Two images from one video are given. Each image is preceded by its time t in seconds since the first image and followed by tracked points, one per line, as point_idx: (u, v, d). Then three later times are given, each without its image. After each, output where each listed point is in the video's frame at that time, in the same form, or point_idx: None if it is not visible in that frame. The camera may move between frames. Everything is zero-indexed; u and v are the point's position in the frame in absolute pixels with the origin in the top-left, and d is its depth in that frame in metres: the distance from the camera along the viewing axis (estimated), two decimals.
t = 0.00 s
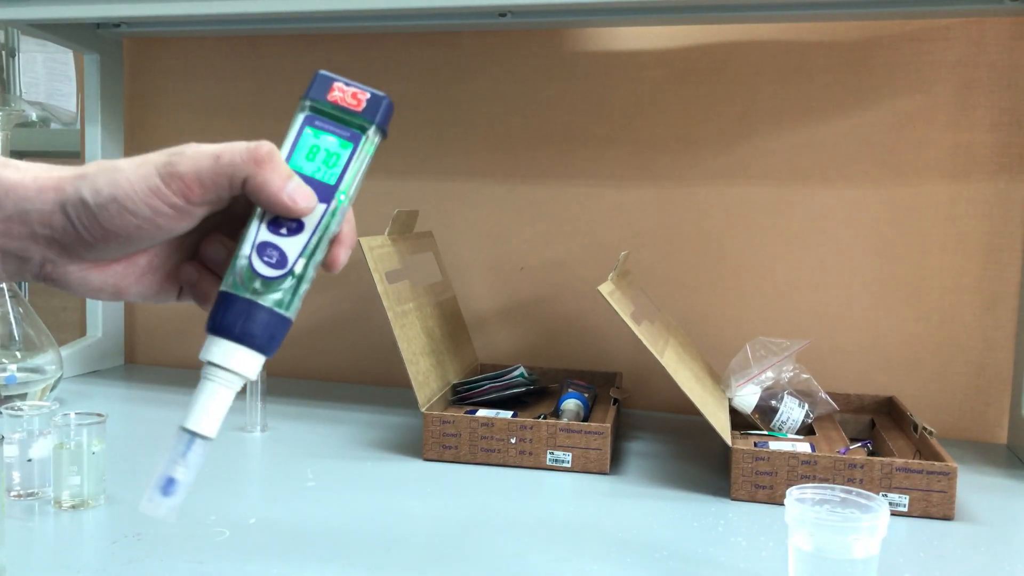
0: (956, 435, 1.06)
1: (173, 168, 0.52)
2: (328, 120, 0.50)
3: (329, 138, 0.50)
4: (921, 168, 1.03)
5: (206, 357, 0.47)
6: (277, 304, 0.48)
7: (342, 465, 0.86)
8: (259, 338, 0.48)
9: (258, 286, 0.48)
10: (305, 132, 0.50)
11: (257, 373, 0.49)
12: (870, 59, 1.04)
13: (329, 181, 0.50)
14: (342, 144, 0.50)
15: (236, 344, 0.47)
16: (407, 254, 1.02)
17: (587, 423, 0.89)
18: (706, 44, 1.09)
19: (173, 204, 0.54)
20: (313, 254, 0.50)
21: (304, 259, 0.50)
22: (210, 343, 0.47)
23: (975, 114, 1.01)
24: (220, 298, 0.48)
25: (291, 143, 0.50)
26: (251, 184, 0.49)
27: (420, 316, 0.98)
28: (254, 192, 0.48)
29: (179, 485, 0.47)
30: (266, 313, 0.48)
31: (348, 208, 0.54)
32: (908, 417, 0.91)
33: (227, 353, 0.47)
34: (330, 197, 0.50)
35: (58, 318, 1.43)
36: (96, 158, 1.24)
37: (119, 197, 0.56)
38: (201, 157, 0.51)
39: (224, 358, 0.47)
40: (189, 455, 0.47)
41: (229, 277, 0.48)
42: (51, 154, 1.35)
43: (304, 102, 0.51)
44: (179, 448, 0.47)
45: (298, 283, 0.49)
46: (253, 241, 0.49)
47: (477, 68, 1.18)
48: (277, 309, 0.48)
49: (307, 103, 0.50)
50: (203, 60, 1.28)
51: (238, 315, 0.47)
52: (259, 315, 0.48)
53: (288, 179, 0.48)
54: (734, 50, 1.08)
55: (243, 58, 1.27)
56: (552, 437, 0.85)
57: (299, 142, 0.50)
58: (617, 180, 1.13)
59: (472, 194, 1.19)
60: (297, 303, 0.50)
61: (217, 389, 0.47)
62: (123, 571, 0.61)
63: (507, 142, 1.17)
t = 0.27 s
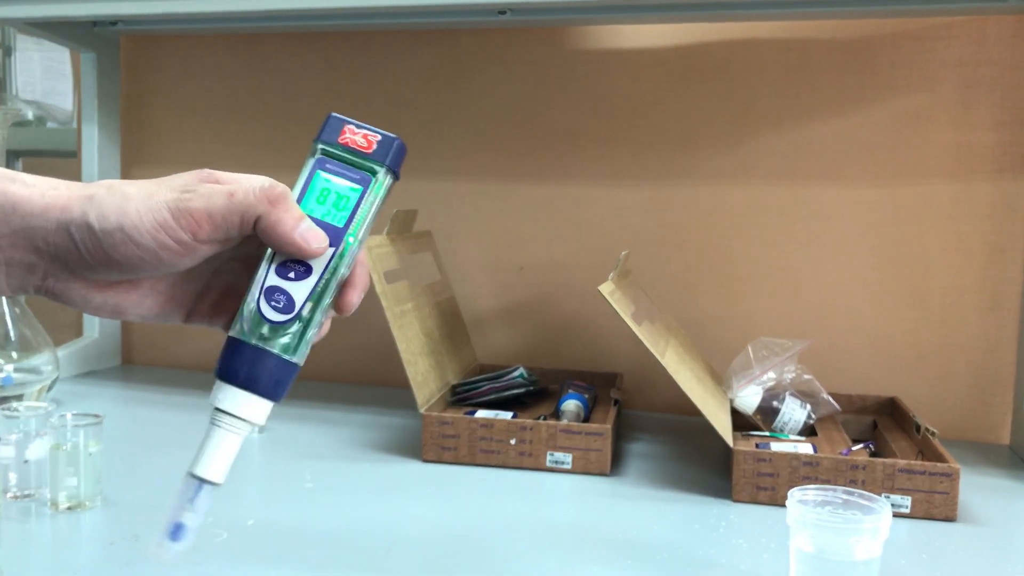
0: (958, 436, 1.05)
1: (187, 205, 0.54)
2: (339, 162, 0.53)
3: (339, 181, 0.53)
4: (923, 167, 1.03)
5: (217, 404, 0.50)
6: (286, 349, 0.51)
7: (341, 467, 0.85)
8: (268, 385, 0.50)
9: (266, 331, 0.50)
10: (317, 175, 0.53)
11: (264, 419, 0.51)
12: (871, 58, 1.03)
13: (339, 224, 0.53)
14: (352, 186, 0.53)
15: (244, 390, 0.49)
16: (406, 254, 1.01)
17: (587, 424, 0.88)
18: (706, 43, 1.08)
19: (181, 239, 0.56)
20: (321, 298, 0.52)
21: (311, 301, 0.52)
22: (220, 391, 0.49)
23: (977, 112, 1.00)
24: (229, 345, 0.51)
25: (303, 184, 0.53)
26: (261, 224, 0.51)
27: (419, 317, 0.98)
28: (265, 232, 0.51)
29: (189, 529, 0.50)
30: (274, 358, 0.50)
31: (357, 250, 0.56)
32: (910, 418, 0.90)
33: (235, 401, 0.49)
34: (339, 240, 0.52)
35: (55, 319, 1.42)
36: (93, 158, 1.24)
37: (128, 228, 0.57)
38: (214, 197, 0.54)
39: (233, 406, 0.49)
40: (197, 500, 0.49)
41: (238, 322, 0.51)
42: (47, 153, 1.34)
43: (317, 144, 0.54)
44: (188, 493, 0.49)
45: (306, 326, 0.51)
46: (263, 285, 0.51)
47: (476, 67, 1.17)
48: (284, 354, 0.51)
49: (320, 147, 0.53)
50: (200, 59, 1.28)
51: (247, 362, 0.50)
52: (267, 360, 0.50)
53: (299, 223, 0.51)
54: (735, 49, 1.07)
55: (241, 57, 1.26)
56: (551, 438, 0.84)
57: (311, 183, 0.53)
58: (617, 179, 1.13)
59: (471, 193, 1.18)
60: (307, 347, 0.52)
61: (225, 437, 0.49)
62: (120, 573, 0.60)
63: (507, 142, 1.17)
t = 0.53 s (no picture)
0: (958, 436, 1.05)
1: (204, 215, 0.56)
2: (366, 177, 0.56)
3: (366, 195, 0.55)
4: (923, 167, 1.02)
5: (207, 385, 0.49)
6: (289, 340, 0.50)
7: (341, 468, 0.85)
8: (263, 373, 0.49)
9: (273, 320, 0.50)
10: (345, 188, 0.55)
11: (253, 410, 0.49)
12: (871, 57, 1.03)
13: (358, 233, 0.54)
14: (377, 200, 0.55)
15: (238, 375, 0.49)
16: (406, 254, 1.01)
17: (588, 424, 0.88)
18: (706, 42, 1.08)
19: (198, 249, 0.58)
20: (332, 300, 0.53)
21: (322, 301, 0.52)
22: (213, 370, 0.49)
23: (977, 112, 1.00)
24: (233, 329, 0.50)
25: (329, 195, 0.55)
26: (281, 232, 0.53)
27: (419, 317, 0.98)
28: (285, 238, 0.52)
29: (154, 512, 0.47)
30: (274, 347, 0.49)
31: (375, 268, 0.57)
32: (911, 418, 0.90)
33: (226, 383, 0.48)
34: (358, 248, 0.54)
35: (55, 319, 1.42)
36: (93, 158, 1.24)
37: (144, 238, 0.58)
38: (233, 209, 0.55)
39: (223, 387, 0.48)
40: (169, 482, 0.48)
41: (245, 312, 0.51)
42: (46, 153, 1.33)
43: (348, 161, 0.57)
44: (163, 474, 0.48)
45: (312, 323, 0.51)
46: (275, 280, 0.52)
47: (476, 67, 1.17)
48: (286, 346, 0.50)
49: (350, 163, 0.56)
50: (200, 59, 1.28)
51: (247, 345, 0.49)
52: (268, 347, 0.49)
53: (319, 226, 0.52)
54: (735, 49, 1.07)
55: (240, 57, 1.26)
56: (551, 438, 0.84)
57: (336, 195, 0.55)
58: (617, 179, 1.13)
59: (471, 193, 1.18)
60: (308, 346, 0.52)
61: (207, 417, 0.48)
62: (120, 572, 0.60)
63: (507, 142, 1.17)
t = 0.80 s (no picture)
0: (958, 436, 1.05)
1: (215, 212, 0.56)
2: (378, 179, 0.56)
3: (376, 197, 0.55)
4: (923, 167, 1.02)
5: (213, 384, 0.49)
6: (297, 341, 0.51)
7: (341, 467, 0.85)
8: (271, 372, 0.49)
9: (281, 320, 0.51)
10: (356, 189, 0.55)
11: (260, 407, 0.50)
12: (870, 58, 1.03)
13: (368, 234, 0.54)
14: (387, 202, 0.55)
15: (246, 373, 0.49)
16: (406, 254, 1.01)
17: (588, 424, 0.88)
18: (706, 42, 1.08)
19: (208, 245, 0.58)
20: (339, 301, 0.53)
21: (330, 302, 0.52)
22: (220, 368, 0.49)
23: (977, 112, 1.00)
24: (241, 328, 0.50)
25: (340, 195, 0.55)
26: (290, 235, 0.53)
27: (420, 317, 0.98)
28: (293, 240, 0.52)
29: (161, 507, 0.47)
30: (282, 346, 0.50)
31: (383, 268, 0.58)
32: (910, 418, 0.90)
33: (234, 381, 0.49)
34: (367, 250, 0.54)
35: (55, 318, 1.42)
36: (93, 158, 1.24)
37: (154, 232, 0.58)
38: (244, 207, 0.56)
39: (231, 385, 0.48)
40: (176, 477, 0.47)
41: (254, 310, 0.51)
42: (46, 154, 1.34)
43: (360, 162, 0.57)
44: (170, 469, 0.47)
45: (319, 324, 0.52)
46: (284, 280, 0.52)
47: (476, 68, 1.17)
48: (295, 346, 0.50)
49: (363, 164, 0.56)
50: (200, 59, 1.28)
51: (255, 344, 0.49)
52: (276, 347, 0.49)
53: (330, 229, 0.52)
54: (735, 49, 1.07)
55: (241, 57, 1.26)
56: (551, 438, 0.84)
57: (348, 195, 0.55)
58: (617, 179, 1.13)
59: (471, 193, 1.18)
60: (315, 346, 0.52)
61: (215, 415, 0.48)
62: (120, 572, 0.60)
63: (507, 142, 1.17)
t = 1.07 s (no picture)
0: (958, 436, 1.05)
1: (208, 197, 0.56)
2: (366, 164, 0.56)
3: (364, 182, 0.55)
4: (923, 167, 1.02)
5: (207, 363, 0.49)
6: (288, 323, 0.51)
7: (341, 467, 0.85)
8: (263, 353, 0.49)
9: (272, 303, 0.51)
10: (345, 175, 0.55)
11: (254, 388, 0.50)
12: (871, 58, 1.03)
13: (356, 218, 0.54)
14: (375, 187, 0.55)
15: (238, 354, 0.49)
16: (406, 253, 1.01)
17: (588, 424, 0.88)
18: (706, 43, 1.08)
19: (200, 231, 0.58)
20: (329, 284, 0.53)
21: (319, 285, 0.52)
22: (214, 350, 0.49)
23: (977, 112, 1.00)
24: (233, 311, 0.51)
25: (329, 181, 0.55)
26: (282, 218, 0.53)
27: (419, 317, 0.98)
28: (286, 223, 0.52)
29: (157, 486, 0.47)
30: (274, 328, 0.50)
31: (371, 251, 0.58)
32: (911, 418, 0.90)
33: (227, 362, 0.49)
34: (356, 233, 0.54)
35: (55, 319, 1.42)
36: (93, 158, 1.24)
37: (148, 219, 0.58)
38: (237, 192, 0.56)
39: (224, 366, 0.49)
40: (171, 457, 0.48)
41: (246, 294, 0.52)
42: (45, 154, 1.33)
43: (348, 149, 0.57)
44: (165, 449, 0.48)
45: (309, 306, 0.52)
46: (275, 264, 0.52)
47: (476, 68, 1.17)
48: (285, 328, 0.51)
49: (350, 150, 0.56)
50: (200, 59, 1.28)
51: (246, 326, 0.49)
52: (268, 329, 0.50)
53: (318, 212, 0.52)
54: (736, 49, 1.07)
55: (241, 57, 1.26)
56: (551, 438, 0.84)
57: (336, 181, 0.55)
58: (617, 179, 1.13)
59: (471, 193, 1.18)
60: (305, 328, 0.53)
61: (210, 395, 0.49)
62: (120, 572, 0.60)
63: (507, 142, 1.17)
